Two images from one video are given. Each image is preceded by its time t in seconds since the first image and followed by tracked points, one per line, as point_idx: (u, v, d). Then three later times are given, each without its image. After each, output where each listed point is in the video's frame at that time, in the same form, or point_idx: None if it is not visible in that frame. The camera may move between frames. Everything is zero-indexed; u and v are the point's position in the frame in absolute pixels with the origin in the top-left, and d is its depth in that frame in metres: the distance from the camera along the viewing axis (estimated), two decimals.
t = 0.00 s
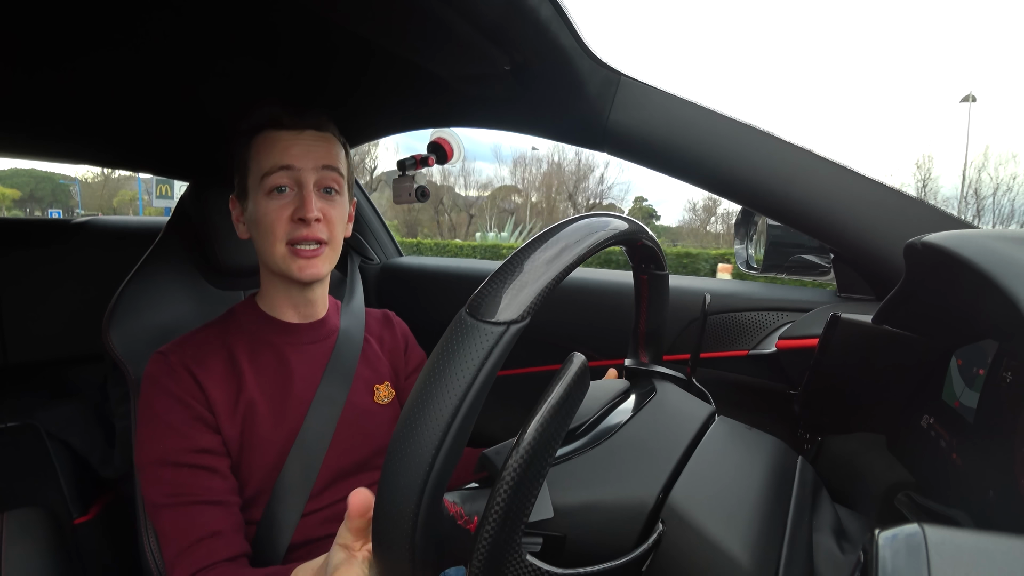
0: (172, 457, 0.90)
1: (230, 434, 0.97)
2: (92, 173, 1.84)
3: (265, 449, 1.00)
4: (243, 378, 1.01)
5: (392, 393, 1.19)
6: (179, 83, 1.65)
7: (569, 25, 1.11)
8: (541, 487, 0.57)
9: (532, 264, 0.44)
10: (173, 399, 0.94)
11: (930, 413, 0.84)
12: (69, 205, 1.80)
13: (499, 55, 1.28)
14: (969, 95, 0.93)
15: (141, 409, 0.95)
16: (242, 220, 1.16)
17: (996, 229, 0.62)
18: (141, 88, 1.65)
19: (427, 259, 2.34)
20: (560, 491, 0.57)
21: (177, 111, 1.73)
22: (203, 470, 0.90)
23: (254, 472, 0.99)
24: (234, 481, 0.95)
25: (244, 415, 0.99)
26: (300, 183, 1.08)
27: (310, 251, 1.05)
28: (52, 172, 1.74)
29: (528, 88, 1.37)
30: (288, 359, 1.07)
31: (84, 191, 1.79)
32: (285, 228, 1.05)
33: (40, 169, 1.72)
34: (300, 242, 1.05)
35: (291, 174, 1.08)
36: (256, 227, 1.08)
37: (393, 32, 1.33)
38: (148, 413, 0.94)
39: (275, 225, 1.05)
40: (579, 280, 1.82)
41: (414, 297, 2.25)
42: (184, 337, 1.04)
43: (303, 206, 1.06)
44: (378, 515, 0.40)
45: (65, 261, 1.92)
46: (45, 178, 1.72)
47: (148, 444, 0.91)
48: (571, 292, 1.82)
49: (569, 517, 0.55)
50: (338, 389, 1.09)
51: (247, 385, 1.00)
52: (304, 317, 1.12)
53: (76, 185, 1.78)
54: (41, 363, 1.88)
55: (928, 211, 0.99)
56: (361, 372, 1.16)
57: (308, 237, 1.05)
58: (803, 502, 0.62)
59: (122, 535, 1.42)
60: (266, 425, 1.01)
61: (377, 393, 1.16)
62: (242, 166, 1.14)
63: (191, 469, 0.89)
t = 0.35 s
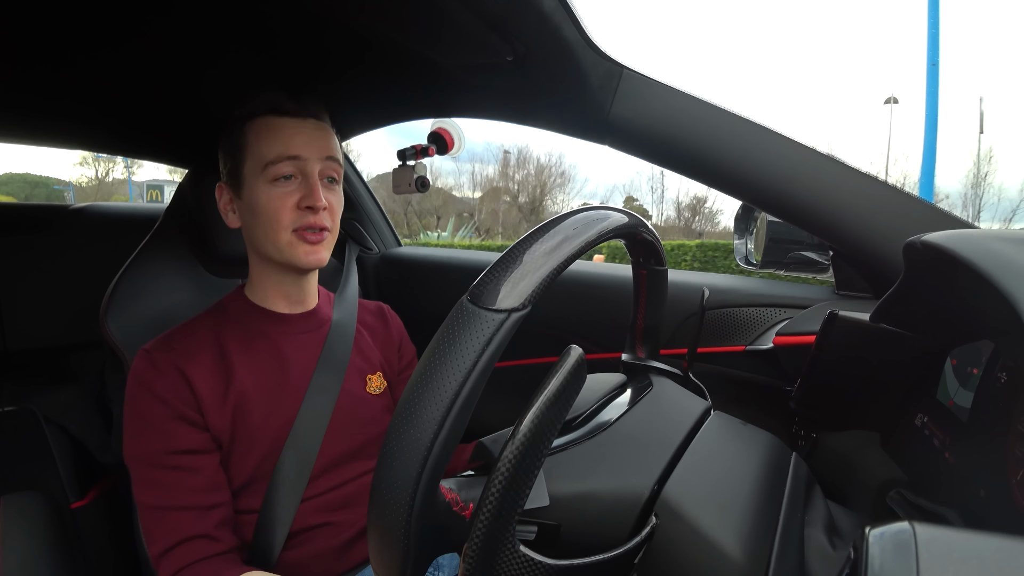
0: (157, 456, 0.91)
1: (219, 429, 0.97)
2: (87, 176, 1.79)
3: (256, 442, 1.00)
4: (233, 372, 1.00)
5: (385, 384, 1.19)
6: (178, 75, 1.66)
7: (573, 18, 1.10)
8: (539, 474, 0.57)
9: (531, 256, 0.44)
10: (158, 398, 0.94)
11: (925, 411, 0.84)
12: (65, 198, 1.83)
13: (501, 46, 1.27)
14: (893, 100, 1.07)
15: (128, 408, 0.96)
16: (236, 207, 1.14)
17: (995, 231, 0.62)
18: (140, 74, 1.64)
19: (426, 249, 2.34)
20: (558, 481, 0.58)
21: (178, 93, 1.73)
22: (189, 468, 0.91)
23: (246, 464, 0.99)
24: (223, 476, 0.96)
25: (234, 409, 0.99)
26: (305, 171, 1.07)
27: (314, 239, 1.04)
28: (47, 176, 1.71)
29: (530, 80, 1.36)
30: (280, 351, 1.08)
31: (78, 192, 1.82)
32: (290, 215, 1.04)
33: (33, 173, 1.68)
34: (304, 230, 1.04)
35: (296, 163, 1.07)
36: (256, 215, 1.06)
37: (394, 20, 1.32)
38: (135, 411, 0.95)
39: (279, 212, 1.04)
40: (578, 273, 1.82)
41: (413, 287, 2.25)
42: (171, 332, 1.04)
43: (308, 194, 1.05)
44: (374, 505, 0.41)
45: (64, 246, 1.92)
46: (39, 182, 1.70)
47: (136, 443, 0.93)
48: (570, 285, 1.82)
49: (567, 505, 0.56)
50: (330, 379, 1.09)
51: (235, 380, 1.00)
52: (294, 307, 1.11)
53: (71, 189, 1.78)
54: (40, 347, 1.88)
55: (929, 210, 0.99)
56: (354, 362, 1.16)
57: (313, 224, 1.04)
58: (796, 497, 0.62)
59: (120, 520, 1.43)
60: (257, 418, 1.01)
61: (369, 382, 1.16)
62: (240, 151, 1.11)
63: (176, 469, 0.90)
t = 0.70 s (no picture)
0: (164, 460, 0.91)
1: (225, 433, 0.97)
2: (83, 182, 1.76)
3: (261, 447, 1.00)
4: (240, 376, 1.00)
5: (388, 390, 1.19)
6: (171, 78, 1.66)
7: (568, 18, 1.10)
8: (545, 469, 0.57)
9: (531, 256, 0.44)
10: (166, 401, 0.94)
11: (926, 405, 0.84)
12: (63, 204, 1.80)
13: (498, 46, 1.27)
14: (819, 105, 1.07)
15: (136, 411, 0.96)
16: (248, 210, 1.14)
17: (993, 223, 0.62)
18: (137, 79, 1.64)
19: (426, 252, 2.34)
20: (562, 476, 0.57)
21: (177, 101, 1.74)
22: (195, 472, 0.91)
23: (251, 468, 0.99)
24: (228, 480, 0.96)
25: (241, 412, 0.99)
26: (325, 180, 1.08)
27: (331, 246, 1.06)
28: (43, 181, 1.70)
29: (527, 80, 1.36)
30: (286, 354, 1.08)
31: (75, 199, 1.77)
32: (311, 222, 1.04)
33: (30, 178, 1.68)
34: (321, 237, 1.05)
35: (318, 171, 1.07)
36: (272, 219, 1.06)
37: (390, 23, 1.32)
38: (142, 414, 0.95)
39: (300, 218, 1.04)
40: (578, 273, 1.82)
41: (413, 290, 2.25)
42: (179, 335, 1.04)
43: (330, 202, 1.06)
44: (378, 509, 0.41)
45: (63, 254, 1.92)
46: (36, 188, 1.70)
47: (142, 447, 0.93)
48: (570, 285, 1.82)
49: (571, 504, 0.55)
50: (335, 386, 1.09)
51: (244, 383, 1.00)
52: (303, 311, 1.12)
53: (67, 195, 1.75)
54: (41, 355, 1.88)
55: (928, 204, 0.98)
56: (357, 368, 1.16)
57: (331, 231, 1.05)
58: (800, 494, 0.62)
59: (122, 527, 1.43)
60: (263, 420, 1.01)
61: (372, 388, 1.16)
62: (256, 154, 1.10)
63: (183, 473, 0.90)
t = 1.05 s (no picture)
0: (164, 461, 0.91)
1: (225, 434, 0.97)
2: (82, 184, 1.79)
3: (262, 447, 1.00)
4: (238, 375, 1.01)
5: (388, 390, 1.19)
6: (172, 80, 1.67)
7: (569, 20, 1.10)
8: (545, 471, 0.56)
9: (531, 258, 0.44)
10: (165, 403, 0.94)
11: (926, 408, 0.84)
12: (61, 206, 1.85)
13: (498, 49, 1.28)
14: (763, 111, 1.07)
15: (135, 413, 0.96)
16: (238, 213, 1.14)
17: (993, 226, 0.62)
18: (138, 80, 1.65)
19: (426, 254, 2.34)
20: (562, 480, 0.56)
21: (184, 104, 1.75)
22: (195, 474, 0.91)
23: (252, 469, 0.99)
24: (230, 480, 0.96)
25: (241, 413, 0.99)
26: (307, 178, 1.07)
27: (315, 245, 1.05)
28: (42, 184, 1.73)
29: (528, 82, 1.36)
30: (285, 355, 1.08)
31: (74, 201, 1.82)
32: (293, 219, 1.04)
33: (30, 181, 1.71)
34: (306, 236, 1.04)
35: (297, 168, 1.07)
36: (257, 220, 1.06)
37: (390, 25, 1.32)
38: (142, 417, 0.95)
39: (282, 217, 1.04)
40: (579, 275, 1.82)
41: (414, 292, 2.25)
42: (177, 337, 1.04)
43: (311, 199, 1.05)
44: (377, 513, 0.41)
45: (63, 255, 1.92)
46: (36, 190, 1.73)
47: (142, 449, 0.93)
48: (570, 287, 1.83)
49: (571, 505, 0.55)
50: (333, 385, 1.09)
51: (243, 384, 1.00)
52: (297, 312, 1.11)
53: (66, 198, 1.79)
54: (40, 357, 1.88)
55: (929, 208, 0.98)
56: (356, 368, 1.16)
57: (314, 230, 1.04)
58: (800, 497, 0.62)
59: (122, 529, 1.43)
60: (263, 421, 1.01)
61: (372, 389, 1.16)
62: (239, 157, 1.11)
63: (184, 474, 0.90)
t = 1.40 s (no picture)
0: (168, 464, 0.91)
1: (229, 436, 0.97)
2: (82, 186, 1.83)
3: (265, 450, 1.00)
4: (242, 378, 1.01)
5: (391, 394, 1.20)
6: (175, 84, 1.67)
7: (570, 23, 1.10)
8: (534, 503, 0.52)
9: (532, 262, 0.44)
10: (170, 405, 0.94)
11: (930, 411, 0.84)
12: (60, 208, 1.89)
13: (500, 52, 1.28)
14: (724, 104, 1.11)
15: (139, 415, 0.96)
16: (243, 218, 1.15)
17: (995, 228, 0.62)
18: (142, 84, 1.65)
19: (428, 256, 2.34)
20: (554, 505, 0.54)
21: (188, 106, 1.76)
22: (199, 476, 0.91)
23: (256, 472, 0.99)
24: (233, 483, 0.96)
25: (244, 416, 0.99)
26: (312, 183, 1.07)
27: (322, 250, 1.05)
28: (42, 186, 1.76)
29: (530, 86, 1.37)
30: (289, 359, 1.08)
31: (74, 202, 1.86)
32: (299, 226, 1.04)
33: (30, 183, 1.73)
34: (312, 241, 1.04)
35: (303, 173, 1.07)
36: (263, 226, 1.07)
37: (390, 27, 1.32)
38: (146, 419, 0.95)
39: (288, 223, 1.04)
40: (581, 278, 1.82)
41: (416, 295, 2.26)
42: (182, 339, 1.04)
43: (317, 205, 1.05)
44: (378, 516, 0.41)
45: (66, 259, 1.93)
46: (37, 192, 1.75)
47: (146, 452, 0.93)
48: (573, 290, 1.83)
49: (566, 532, 0.52)
50: (336, 390, 1.09)
51: (247, 387, 1.00)
52: (303, 315, 1.12)
53: (66, 199, 1.83)
54: (43, 360, 1.89)
55: (931, 210, 0.98)
56: (359, 372, 1.16)
57: (320, 236, 1.04)
58: (803, 500, 0.62)
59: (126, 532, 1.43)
60: (267, 424, 1.01)
61: (376, 392, 1.16)
62: (245, 162, 1.11)
63: (187, 477, 0.91)
